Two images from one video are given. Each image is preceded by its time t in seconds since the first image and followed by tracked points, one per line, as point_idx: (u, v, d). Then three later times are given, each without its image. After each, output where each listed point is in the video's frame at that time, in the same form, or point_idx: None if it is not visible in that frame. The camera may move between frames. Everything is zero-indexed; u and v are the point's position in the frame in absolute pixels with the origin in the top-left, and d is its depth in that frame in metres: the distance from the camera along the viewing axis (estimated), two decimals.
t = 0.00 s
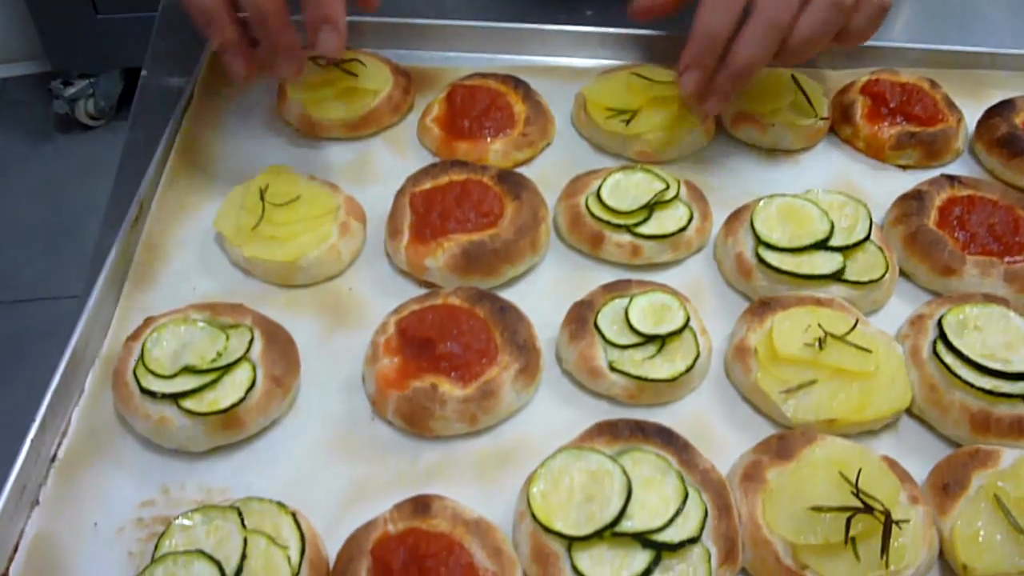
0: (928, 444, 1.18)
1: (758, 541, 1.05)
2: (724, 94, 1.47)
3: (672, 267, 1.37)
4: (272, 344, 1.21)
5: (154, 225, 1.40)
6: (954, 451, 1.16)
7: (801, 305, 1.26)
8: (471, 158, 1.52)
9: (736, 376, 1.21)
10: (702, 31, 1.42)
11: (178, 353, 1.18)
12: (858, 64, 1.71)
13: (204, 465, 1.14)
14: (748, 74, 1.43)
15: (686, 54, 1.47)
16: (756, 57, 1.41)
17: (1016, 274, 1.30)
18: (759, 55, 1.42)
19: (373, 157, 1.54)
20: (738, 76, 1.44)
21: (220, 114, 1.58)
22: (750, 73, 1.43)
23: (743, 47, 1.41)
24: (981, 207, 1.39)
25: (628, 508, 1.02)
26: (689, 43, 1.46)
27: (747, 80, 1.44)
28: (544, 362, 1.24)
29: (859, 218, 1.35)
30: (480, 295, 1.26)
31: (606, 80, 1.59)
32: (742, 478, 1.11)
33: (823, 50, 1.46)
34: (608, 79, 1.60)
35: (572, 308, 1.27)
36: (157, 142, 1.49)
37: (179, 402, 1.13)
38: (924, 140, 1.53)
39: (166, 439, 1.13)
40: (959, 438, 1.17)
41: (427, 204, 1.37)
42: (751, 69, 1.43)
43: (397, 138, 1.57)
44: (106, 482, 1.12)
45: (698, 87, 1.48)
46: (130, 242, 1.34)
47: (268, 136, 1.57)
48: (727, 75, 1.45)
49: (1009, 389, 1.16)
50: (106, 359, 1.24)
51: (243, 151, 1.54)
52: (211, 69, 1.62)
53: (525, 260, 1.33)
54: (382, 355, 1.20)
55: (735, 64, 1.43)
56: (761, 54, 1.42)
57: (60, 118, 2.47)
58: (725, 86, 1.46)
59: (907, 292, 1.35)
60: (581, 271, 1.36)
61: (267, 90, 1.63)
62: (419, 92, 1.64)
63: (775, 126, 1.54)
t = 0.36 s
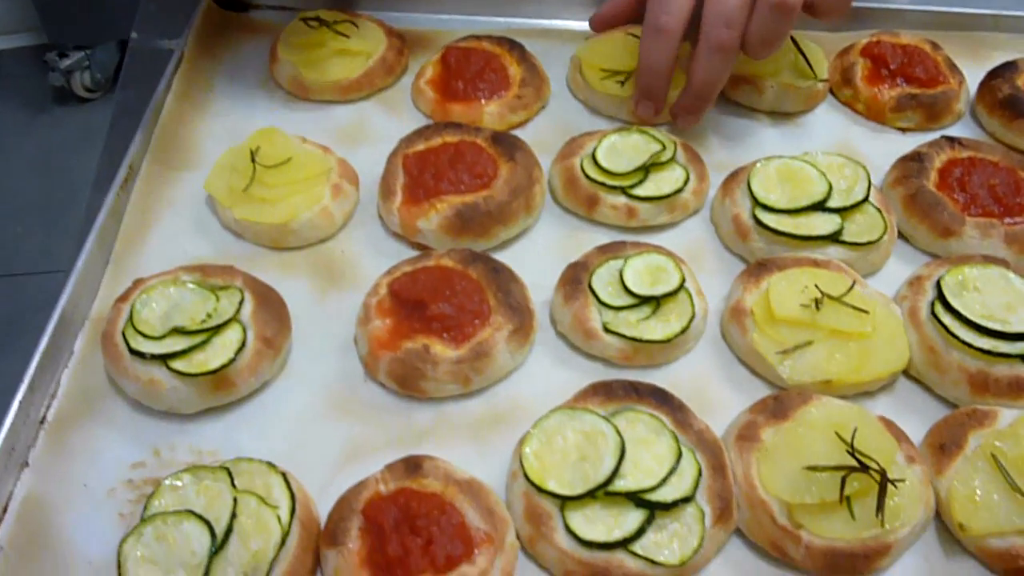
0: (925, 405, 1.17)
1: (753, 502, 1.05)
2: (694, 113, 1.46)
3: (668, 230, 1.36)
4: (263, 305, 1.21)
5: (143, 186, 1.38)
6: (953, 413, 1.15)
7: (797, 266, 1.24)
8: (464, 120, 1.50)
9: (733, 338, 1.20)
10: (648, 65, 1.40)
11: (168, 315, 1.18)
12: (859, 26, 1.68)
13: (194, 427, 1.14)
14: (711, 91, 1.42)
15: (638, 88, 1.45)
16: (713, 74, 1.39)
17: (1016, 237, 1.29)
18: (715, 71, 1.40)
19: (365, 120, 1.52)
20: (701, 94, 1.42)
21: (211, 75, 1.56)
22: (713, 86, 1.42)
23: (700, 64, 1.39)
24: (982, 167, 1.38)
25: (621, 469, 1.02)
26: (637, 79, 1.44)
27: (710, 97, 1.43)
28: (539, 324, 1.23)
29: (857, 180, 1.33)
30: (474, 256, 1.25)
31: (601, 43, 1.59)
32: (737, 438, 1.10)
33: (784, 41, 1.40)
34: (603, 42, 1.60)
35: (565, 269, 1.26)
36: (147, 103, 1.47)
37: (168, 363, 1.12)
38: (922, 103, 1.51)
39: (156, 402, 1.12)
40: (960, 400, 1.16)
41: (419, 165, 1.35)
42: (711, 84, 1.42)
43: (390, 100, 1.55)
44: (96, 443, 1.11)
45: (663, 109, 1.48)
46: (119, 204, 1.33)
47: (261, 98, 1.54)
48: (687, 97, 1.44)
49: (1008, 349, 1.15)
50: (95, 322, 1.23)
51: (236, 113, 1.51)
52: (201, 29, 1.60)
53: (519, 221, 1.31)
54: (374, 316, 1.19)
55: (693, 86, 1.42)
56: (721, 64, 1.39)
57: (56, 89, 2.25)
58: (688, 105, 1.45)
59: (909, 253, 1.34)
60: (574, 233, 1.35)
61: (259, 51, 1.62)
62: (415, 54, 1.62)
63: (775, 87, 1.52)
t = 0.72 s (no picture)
0: (890, 396, 1.33)
1: (714, 497, 1.17)
2: (658, 109, 1.60)
3: (634, 227, 1.50)
4: (226, 305, 1.34)
5: (108, 188, 1.52)
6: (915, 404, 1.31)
7: (761, 261, 1.38)
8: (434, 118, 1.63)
9: (698, 333, 1.34)
10: (614, 68, 1.54)
11: (131, 315, 1.30)
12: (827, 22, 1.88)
13: (157, 426, 1.26)
14: (672, 89, 1.55)
15: (607, 92, 1.60)
16: (671, 74, 1.52)
17: (978, 230, 1.46)
18: (675, 70, 1.52)
19: (335, 118, 1.67)
20: (663, 92, 1.56)
21: (179, 76, 1.71)
22: (675, 84, 1.55)
23: (660, 65, 1.53)
24: (943, 163, 1.56)
25: (583, 464, 1.13)
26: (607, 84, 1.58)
27: (673, 93, 1.56)
28: (504, 321, 1.37)
29: (821, 174, 1.47)
30: (437, 256, 1.39)
31: (575, 41, 1.73)
32: (702, 433, 1.23)
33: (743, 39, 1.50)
34: (574, 40, 1.73)
35: (532, 268, 1.40)
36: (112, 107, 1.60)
37: (130, 363, 1.25)
38: (887, 100, 1.65)
39: (120, 399, 1.25)
40: (921, 392, 1.33)
41: (386, 165, 1.49)
42: (672, 82, 1.54)
43: (358, 99, 1.70)
44: (62, 443, 1.24)
45: (632, 109, 1.62)
46: (85, 203, 1.47)
47: (229, 99, 1.69)
48: (653, 95, 1.57)
49: (967, 342, 1.32)
50: (59, 320, 1.36)
51: (203, 114, 1.66)
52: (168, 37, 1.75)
53: (485, 221, 1.45)
54: (339, 314, 1.33)
55: (655, 85, 1.55)
56: (681, 64, 1.52)
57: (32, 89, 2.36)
58: (654, 102, 1.58)
59: (872, 247, 1.51)
60: (541, 231, 1.49)
61: (229, 48, 1.78)
62: (382, 53, 1.78)
63: (742, 85, 1.65)
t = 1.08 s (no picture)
0: (856, 405, 1.37)
1: (681, 504, 1.20)
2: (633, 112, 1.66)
3: (604, 237, 1.55)
4: (197, 318, 1.37)
5: (79, 201, 1.54)
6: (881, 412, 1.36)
7: (732, 270, 1.43)
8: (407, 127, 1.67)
9: (668, 342, 1.39)
10: (593, 80, 1.59)
11: (102, 329, 1.32)
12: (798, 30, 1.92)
13: (129, 440, 1.29)
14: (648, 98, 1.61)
15: (584, 98, 1.65)
16: (649, 88, 1.58)
17: (944, 239, 1.52)
18: (653, 82, 1.58)
19: (310, 127, 1.70)
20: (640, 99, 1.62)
21: (152, 86, 1.73)
22: (650, 95, 1.61)
23: (636, 79, 1.59)
24: (910, 172, 1.61)
25: (552, 476, 1.16)
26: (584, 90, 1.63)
27: (648, 101, 1.63)
28: (476, 331, 1.42)
29: (790, 184, 1.52)
30: (409, 267, 1.43)
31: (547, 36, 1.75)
32: (669, 442, 1.27)
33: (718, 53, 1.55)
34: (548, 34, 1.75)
35: (504, 278, 1.44)
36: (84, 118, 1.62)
37: (101, 377, 1.28)
38: (856, 108, 1.71)
39: (90, 412, 1.27)
40: (886, 400, 1.37)
41: (359, 175, 1.53)
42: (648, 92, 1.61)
43: (333, 109, 1.73)
44: (33, 457, 1.26)
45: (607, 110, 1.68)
46: (57, 214, 1.49)
47: (202, 110, 1.72)
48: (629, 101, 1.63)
49: (932, 350, 1.36)
50: (30, 332, 1.39)
51: (177, 124, 1.69)
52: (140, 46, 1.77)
53: (457, 231, 1.50)
54: (312, 325, 1.36)
55: (632, 95, 1.61)
56: (656, 78, 1.58)
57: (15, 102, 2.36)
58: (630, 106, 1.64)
59: (840, 255, 1.56)
60: (515, 241, 1.54)
61: (202, 58, 1.80)
62: (357, 62, 1.82)
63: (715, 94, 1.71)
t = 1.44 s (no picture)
0: (821, 438, 1.41)
1: (649, 540, 1.23)
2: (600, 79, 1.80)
3: (576, 274, 1.59)
4: (173, 365, 1.39)
5: (56, 247, 1.56)
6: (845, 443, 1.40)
7: (699, 307, 1.48)
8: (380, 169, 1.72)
9: (636, 379, 1.42)
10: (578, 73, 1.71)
11: (78, 378, 1.34)
12: (759, 68, 1.96)
13: (104, 487, 1.30)
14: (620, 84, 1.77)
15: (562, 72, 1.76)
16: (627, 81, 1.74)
17: (905, 271, 1.57)
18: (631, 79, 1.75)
19: (285, 170, 1.74)
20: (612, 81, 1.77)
21: (129, 130, 1.76)
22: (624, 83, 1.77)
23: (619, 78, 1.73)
24: (871, 206, 1.66)
25: (523, 516, 1.19)
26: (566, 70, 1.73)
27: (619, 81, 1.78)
28: (449, 371, 1.44)
29: (754, 221, 1.58)
30: (382, 308, 1.46)
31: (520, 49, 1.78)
32: (638, 479, 1.30)
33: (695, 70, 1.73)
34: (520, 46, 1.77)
35: (476, 317, 1.47)
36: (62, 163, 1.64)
37: (77, 426, 1.29)
38: (819, 143, 1.77)
39: (67, 461, 1.29)
40: (850, 432, 1.41)
41: (332, 220, 1.57)
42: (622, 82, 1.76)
43: (308, 152, 1.78)
44: (10, 507, 1.27)
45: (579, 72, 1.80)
46: (34, 261, 1.51)
47: (179, 155, 1.75)
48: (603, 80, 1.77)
49: (893, 384, 1.40)
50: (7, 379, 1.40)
51: (153, 169, 1.72)
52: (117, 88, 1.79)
53: (430, 272, 1.53)
54: (286, 369, 1.39)
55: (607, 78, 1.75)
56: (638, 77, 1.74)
57: None
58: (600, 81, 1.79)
59: (805, 289, 1.61)
60: (487, 280, 1.58)
61: (178, 101, 1.83)
62: (330, 105, 1.86)
63: (681, 131, 1.77)
